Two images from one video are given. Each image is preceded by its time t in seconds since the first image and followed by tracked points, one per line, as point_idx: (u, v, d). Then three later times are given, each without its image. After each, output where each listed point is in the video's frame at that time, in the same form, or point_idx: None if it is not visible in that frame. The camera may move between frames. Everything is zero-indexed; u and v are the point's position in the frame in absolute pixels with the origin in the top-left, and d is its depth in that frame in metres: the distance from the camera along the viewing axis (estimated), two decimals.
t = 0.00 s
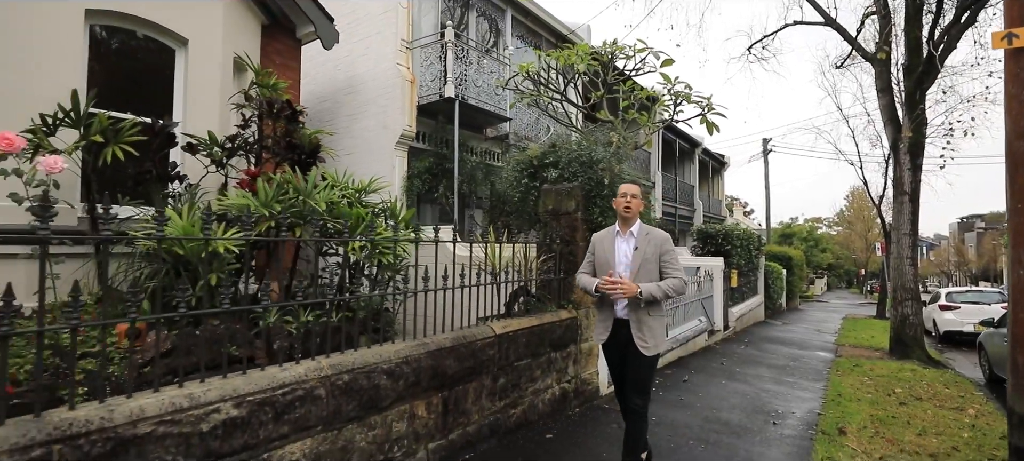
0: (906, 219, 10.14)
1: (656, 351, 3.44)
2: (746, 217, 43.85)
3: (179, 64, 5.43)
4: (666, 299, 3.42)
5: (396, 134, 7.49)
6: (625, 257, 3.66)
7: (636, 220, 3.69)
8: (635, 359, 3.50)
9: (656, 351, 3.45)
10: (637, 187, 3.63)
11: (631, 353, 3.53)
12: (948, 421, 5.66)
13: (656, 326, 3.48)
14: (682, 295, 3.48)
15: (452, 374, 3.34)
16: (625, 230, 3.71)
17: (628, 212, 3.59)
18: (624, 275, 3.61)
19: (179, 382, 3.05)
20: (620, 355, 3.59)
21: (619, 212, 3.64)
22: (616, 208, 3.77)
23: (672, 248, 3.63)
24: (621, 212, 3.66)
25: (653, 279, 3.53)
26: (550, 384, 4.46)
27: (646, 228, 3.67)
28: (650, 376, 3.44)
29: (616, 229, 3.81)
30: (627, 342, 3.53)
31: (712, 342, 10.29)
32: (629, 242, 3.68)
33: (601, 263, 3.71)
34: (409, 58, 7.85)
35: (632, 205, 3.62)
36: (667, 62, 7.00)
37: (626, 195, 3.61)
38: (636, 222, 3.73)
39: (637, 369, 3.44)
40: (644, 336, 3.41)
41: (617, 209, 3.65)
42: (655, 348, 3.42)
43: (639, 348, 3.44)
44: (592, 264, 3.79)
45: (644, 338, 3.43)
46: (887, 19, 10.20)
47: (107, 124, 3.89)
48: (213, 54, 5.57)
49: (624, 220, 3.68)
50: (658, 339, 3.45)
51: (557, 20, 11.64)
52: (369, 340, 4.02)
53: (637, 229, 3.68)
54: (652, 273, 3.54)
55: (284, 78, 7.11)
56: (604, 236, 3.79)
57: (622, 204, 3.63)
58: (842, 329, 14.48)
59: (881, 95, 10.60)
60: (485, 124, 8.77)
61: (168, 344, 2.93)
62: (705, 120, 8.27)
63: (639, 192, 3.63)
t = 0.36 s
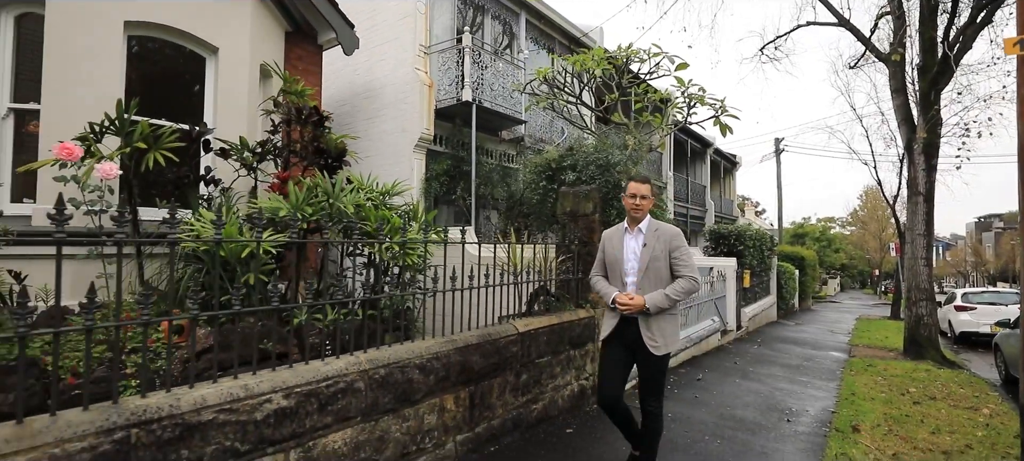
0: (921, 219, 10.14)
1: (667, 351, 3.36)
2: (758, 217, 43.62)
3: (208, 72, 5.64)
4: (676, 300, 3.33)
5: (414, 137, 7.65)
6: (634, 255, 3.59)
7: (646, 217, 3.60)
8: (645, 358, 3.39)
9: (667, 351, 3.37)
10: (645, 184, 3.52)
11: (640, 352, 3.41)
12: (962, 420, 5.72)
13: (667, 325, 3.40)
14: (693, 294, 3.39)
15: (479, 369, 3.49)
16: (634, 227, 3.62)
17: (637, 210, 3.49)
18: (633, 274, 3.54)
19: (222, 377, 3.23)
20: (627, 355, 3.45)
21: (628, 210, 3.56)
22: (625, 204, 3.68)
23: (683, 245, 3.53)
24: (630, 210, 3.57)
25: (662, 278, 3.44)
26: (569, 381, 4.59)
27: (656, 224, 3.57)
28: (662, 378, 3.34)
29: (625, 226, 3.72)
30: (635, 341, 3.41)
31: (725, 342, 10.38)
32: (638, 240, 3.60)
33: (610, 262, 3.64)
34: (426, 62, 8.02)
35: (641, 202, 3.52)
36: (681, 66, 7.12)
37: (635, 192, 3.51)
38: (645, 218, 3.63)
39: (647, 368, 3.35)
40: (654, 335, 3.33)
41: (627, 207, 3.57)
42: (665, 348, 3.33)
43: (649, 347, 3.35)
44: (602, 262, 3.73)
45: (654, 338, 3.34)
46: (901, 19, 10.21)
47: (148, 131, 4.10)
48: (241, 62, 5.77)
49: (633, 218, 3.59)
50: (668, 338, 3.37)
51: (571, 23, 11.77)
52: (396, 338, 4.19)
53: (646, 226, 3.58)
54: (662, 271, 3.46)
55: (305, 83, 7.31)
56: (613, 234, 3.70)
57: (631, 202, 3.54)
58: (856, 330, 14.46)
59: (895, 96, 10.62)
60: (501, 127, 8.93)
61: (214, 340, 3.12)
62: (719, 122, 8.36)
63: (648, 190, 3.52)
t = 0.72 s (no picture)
0: (929, 220, 10.20)
1: (667, 354, 3.23)
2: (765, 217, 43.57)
3: (232, 78, 5.83)
4: (673, 301, 3.20)
5: (428, 140, 7.83)
6: (632, 257, 3.49)
7: (643, 217, 3.49)
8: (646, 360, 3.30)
9: (667, 354, 3.24)
10: (639, 183, 3.43)
11: (641, 354, 3.30)
12: (968, 417, 5.82)
13: (667, 328, 3.27)
14: (691, 295, 3.23)
15: (499, 364, 3.64)
16: (631, 228, 3.52)
17: (633, 211, 3.40)
18: (631, 276, 3.44)
19: (256, 371, 3.41)
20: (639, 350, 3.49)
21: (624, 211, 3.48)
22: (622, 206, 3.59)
23: (681, 245, 3.39)
24: (627, 211, 3.48)
25: (660, 280, 3.33)
26: (583, 377, 4.74)
27: (653, 224, 3.46)
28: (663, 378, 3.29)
29: (623, 227, 3.63)
30: (636, 342, 3.28)
31: (733, 340, 10.49)
32: (636, 241, 3.50)
33: (609, 265, 3.56)
34: (439, 66, 8.18)
35: (637, 202, 3.42)
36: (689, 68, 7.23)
37: (630, 193, 3.42)
38: (643, 219, 3.53)
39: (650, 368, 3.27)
40: (652, 338, 3.21)
41: (622, 207, 3.49)
42: (665, 351, 3.21)
43: (648, 350, 3.24)
44: (601, 266, 3.65)
45: (653, 340, 3.23)
46: (909, 20, 10.27)
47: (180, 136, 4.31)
48: (263, 68, 5.95)
49: (629, 219, 3.50)
50: (669, 341, 3.24)
51: (580, 25, 11.90)
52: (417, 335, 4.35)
53: (643, 227, 3.48)
54: (660, 272, 3.34)
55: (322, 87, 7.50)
56: (611, 236, 3.63)
57: (627, 203, 3.45)
58: (864, 330, 14.51)
59: (902, 97, 10.69)
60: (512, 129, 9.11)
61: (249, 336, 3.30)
62: (727, 123, 8.48)
63: (642, 188, 3.42)
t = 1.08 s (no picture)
0: (934, 221, 10.31)
1: (653, 350, 3.32)
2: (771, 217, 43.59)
3: (253, 84, 6.03)
4: (659, 299, 3.28)
5: (441, 143, 8.00)
6: (617, 254, 3.53)
7: (628, 215, 3.54)
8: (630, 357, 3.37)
9: (652, 350, 3.33)
10: (625, 180, 3.46)
11: (625, 350, 3.38)
12: (971, 415, 5.95)
13: (651, 324, 3.35)
14: (676, 292, 3.32)
15: (517, 361, 3.80)
16: (616, 225, 3.56)
17: (619, 210, 3.44)
18: (616, 273, 3.49)
19: (288, 367, 3.59)
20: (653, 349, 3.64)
21: (609, 208, 3.51)
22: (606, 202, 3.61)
23: (666, 243, 3.46)
24: (612, 208, 3.52)
25: (645, 278, 3.39)
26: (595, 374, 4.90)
27: (638, 222, 3.51)
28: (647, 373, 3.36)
29: (607, 224, 3.66)
30: (621, 338, 3.35)
31: (740, 340, 10.62)
32: (621, 239, 3.54)
33: (592, 261, 3.58)
34: (451, 71, 8.34)
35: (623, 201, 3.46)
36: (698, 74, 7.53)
37: (616, 191, 3.45)
38: (627, 216, 3.57)
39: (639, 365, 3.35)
40: (638, 335, 3.28)
41: (607, 204, 3.51)
42: (651, 347, 3.29)
43: (634, 347, 3.31)
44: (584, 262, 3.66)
45: (638, 337, 3.30)
46: (914, 24, 10.38)
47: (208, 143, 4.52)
48: (284, 75, 6.14)
49: (614, 216, 3.53)
50: (654, 337, 3.32)
51: (587, 29, 12.06)
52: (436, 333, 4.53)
53: (628, 224, 3.53)
54: (645, 270, 3.41)
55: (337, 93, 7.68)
56: (595, 233, 3.64)
57: (612, 200, 3.48)
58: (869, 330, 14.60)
59: (907, 99, 10.80)
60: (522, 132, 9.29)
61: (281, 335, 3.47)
62: (733, 127, 8.64)
63: (628, 186, 3.45)
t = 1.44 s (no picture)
0: (940, 222, 10.41)
1: (646, 345, 3.28)
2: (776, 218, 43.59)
3: (274, 90, 6.22)
4: (652, 295, 3.25)
5: (453, 146, 8.17)
6: (610, 252, 3.50)
7: (620, 211, 3.49)
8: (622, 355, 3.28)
9: (646, 345, 3.29)
10: (616, 178, 3.42)
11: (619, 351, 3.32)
12: (975, 412, 6.07)
13: (646, 322, 3.33)
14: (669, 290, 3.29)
15: (534, 358, 3.96)
16: (608, 222, 3.51)
17: (611, 206, 3.39)
18: (609, 271, 3.45)
19: (318, 362, 3.76)
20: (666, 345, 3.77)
21: (601, 205, 3.46)
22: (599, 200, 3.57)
23: (659, 238, 3.41)
24: (604, 205, 3.47)
25: (639, 274, 3.35)
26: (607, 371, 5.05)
27: (630, 219, 3.46)
28: (638, 373, 3.24)
29: (600, 221, 3.61)
30: (616, 336, 3.33)
31: (746, 339, 10.75)
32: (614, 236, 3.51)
33: (587, 260, 3.55)
34: (462, 75, 8.50)
35: (615, 197, 3.41)
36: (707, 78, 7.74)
37: (608, 187, 3.40)
38: (619, 213, 3.52)
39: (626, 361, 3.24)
40: (633, 330, 3.24)
41: (599, 202, 3.47)
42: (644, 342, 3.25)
43: (628, 343, 3.26)
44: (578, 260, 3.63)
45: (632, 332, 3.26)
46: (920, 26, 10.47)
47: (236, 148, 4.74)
48: (303, 81, 6.32)
49: (607, 213, 3.48)
50: (647, 332, 3.29)
51: (595, 32, 12.20)
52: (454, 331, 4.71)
53: (621, 221, 3.48)
54: (638, 266, 3.37)
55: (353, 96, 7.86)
56: (588, 230, 3.60)
57: (604, 197, 3.42)
58: (875, 330, 14.68)
59: (913, 101, 10.90)
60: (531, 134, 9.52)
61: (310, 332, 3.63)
62: (740, 129, 8.78)
63: (620, 183, 3.41)
